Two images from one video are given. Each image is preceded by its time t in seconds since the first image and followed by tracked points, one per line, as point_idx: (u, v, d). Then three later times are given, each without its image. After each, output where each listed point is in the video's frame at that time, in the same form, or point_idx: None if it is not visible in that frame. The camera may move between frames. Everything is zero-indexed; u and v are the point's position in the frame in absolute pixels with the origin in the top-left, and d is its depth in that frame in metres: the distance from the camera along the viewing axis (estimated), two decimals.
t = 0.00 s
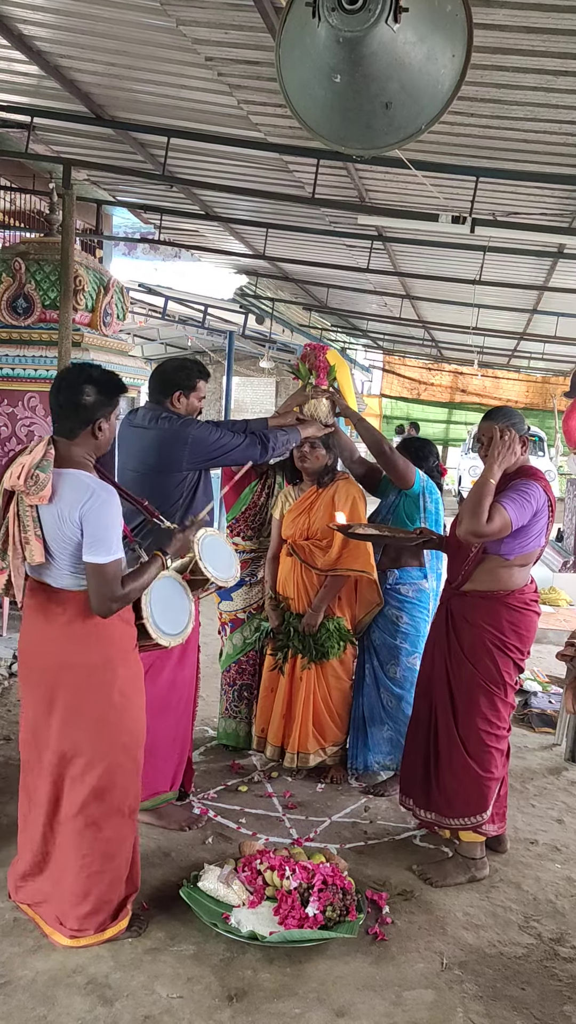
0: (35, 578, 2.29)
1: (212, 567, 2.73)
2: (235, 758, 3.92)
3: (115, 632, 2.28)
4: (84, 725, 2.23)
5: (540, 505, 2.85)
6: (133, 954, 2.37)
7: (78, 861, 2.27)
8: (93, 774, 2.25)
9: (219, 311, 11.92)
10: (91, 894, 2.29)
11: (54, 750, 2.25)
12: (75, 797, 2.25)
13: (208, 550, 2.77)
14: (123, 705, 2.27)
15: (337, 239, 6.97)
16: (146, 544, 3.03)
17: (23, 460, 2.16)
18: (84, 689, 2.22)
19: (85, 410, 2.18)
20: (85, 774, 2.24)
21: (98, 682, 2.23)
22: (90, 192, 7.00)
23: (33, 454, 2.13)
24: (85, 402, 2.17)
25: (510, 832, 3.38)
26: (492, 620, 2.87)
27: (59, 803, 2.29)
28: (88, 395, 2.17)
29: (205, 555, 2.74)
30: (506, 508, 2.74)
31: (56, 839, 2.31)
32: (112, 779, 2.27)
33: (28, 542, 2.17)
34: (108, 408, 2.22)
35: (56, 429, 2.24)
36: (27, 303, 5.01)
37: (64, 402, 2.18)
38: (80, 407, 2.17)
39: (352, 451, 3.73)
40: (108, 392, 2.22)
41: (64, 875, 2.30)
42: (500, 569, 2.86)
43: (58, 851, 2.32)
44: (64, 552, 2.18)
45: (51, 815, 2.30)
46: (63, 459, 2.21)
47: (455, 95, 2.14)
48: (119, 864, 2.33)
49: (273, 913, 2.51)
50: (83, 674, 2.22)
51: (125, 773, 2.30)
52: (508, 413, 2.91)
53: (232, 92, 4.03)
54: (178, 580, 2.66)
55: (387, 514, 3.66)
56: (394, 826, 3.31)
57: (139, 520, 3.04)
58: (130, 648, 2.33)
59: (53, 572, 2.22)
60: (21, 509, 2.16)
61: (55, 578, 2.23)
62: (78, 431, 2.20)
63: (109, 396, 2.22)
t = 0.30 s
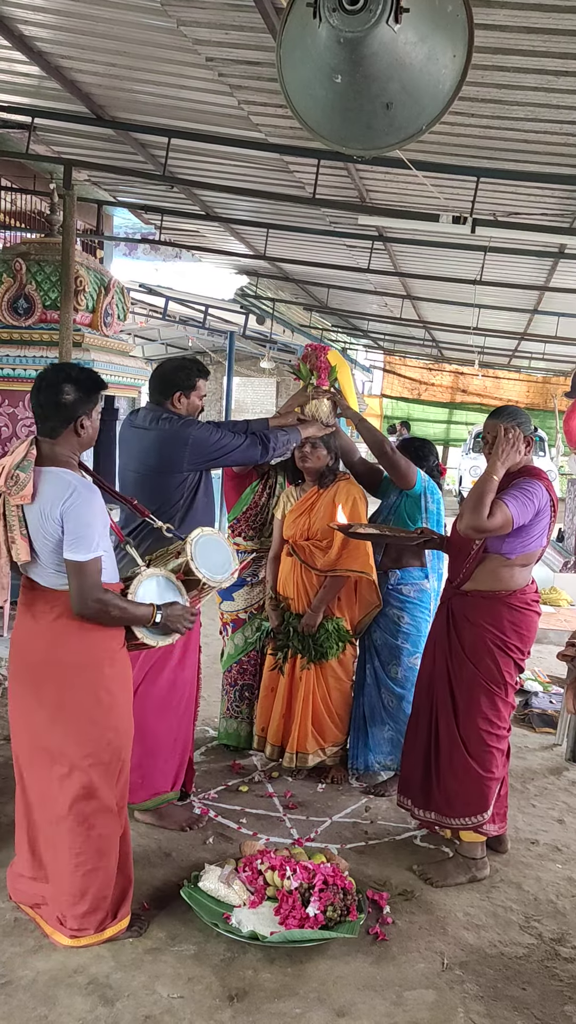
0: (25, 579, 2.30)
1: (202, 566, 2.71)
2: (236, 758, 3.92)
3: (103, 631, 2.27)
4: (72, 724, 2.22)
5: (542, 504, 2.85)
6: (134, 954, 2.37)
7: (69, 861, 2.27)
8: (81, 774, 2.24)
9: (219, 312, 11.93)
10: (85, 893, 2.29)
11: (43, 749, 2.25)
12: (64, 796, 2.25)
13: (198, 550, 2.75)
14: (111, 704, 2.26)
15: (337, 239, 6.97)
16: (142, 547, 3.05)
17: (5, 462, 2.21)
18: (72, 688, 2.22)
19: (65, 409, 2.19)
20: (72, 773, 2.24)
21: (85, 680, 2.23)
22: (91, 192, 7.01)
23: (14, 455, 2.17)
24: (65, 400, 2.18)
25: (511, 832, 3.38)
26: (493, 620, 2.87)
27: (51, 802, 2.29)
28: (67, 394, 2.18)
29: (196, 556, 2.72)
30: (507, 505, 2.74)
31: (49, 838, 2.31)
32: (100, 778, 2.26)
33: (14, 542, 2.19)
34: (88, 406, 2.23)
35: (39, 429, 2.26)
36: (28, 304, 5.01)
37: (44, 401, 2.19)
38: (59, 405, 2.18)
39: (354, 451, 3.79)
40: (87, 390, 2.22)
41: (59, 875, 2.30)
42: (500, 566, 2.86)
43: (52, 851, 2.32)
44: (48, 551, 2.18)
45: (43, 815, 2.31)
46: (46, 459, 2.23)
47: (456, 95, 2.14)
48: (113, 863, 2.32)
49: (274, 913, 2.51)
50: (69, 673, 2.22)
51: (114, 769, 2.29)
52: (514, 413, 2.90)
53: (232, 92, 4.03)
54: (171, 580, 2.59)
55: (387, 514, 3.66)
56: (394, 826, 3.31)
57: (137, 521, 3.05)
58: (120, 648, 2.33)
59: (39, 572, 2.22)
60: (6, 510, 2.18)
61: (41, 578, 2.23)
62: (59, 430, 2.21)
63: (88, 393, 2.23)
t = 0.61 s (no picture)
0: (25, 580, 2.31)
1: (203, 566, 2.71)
2: (237, 758, 3.92)
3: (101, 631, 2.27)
4: (70, 724, 2.23)
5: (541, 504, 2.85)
6: (135, 954, 2.37)
7: (68, 861, 2.27)
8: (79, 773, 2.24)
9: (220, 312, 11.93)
10: (84, 894, 2.29)
11: (42, 748, 2.26)
12: (63, 796, 2.25)
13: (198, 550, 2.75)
14: (110, 704, 2.26)
15: (338, 239, 6.98)
16: (142, 548, 3.04)
17: (1, 464, 2.21)
18: (70, 688, 2.22)
19: (59, 408, 2.19)
20: (70, 773, 2.23)
21: (84, 680, 2.23)
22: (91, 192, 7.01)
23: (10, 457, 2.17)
24: (58, 399, 2.18)
25: (512, 832, 3.38)
26: (491, 620, 2.87)
27: (50, 802, 2.29)
28: (60, 393, 2.17)
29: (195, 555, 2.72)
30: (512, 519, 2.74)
31: (47, 839, 2.31)
32: (98, 777, 2.25)
33: (10, 543, 2.18)
34: (82, 406, 2.23)
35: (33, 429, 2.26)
36: (29, 304, 5.02)
37: (38, 401, 2.19)
38: (53, 405, 2.18)
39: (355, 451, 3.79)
40: (81, 389, 2.22)
41: (57, 875, 2.30)
42: (501, 572, 2.85)
43: (50, 851, 2.32)
44: (47, 551, 2.18)
45: (42, 815, 2.31)
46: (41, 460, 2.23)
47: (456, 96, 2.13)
48: (112, 862, 2.32)
49: (274, 913, 2.51)
50: (67, 673, 2.22)
51: (112, 770, 2.29)
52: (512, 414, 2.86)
53: (232, 92, 4.03)
54: (173, 581, 2.62)
55: (388, 514, 3.66)
56: (395, 827, 3.31)
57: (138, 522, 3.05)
58: (119, 649, 2.33)
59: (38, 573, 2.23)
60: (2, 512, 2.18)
61: (41, 579, 2.23)
62: (54, 430, 2.21)
63: (82, 393, 2.23)
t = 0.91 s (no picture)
0: (29, 580, 2.31)
1: (209, 565, 2.72)
2: (237, 758, 3.92)
3: (106, 632, 2.27)
4: (73, 725, 2.23)
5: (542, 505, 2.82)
6: (135, 954, 2.37)
7: (69, 862, 2.27)
8: (82, 774, 2.23)
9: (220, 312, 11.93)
10: (85, 895, 2.29)
11: (45, 749, 2.26)
12: (65, 796, 2.25)
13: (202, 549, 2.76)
14: (113, 704, 2.26)
15: (338, 239, 6.98)
16: (144, 547, 3.03)
17: (6, 466, 2.20)
18: (73, 689, 2.22)
19: (65, 408, 2.19)
20: (73, 773, 2.23)
21: (87, 681, 2.23)
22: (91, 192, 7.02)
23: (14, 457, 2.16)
24: (64, 398, 2.18)
25: (512, 832, 3.38)
26: (491, 620, 2.86)
27: (52, 803, 2.29)
28: (67, 392, 2.18)
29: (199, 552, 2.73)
30: (521, 535, 2.71)
31: (49, 839, 2.31)
32: (101, 779, 2.26)
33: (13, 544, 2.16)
34: (87, 407, 2.24)
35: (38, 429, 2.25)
36: (29, 304, 5.02)
37: (44, 399, 2.19)
38: (59, 404, 2.18)
39: (355, 451, 3.80)
40: (87, 389, 2.23)
41: (58, 876, 2.30)
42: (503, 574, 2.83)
43: (51, 852, 2.32)
44: (52, 551, 2.18)
45: (45, 815, 2.31)
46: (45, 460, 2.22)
47: (456, 95, 2.13)
48: (114, 863, 2.32)
49: (274, 913, 2.51)
50: (71, 674, 2.22)
51: (114, 773, 2.28)
52: (504, 412, 2.90)
53: (232, 93, 4.03)
54: (176, 580, 2.62)
55: (388, 515, 3.66)
56: (395, 827, 3.31)
57: (139, 522, 3.06)
58: (124, 649, 2.33)
59: (43, 572, 2.23)
60: (6, 513, 2.16)
61: (45, 579, 2.23)
62: (58, 429, 2.21)
63: (88, 393, 2.23)
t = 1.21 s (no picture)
0: (32, 579, 2.31)
1: (212, 565, 2.72)
2: (236, 758, 3.92)
3: (110, 632, 2.27)
4: (77, 725, 2.22)
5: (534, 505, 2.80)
6: (134, 954, 2.37)
7: (71, 862, 2.27)
8: (85, 774, 2.23)
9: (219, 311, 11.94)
10: (87, 895, 2.29)
11: (48, 750, 2.25)
12: (69, 796, 2.24)
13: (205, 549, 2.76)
14: (117, 705, 2.26)
15: (338, 239, 6.98)
16: (145, 547, 3.03)
17: (11, 464, 2.23)
18: (77, 689, 2.22)
19: (73, 405, 2.19)
20: (76, 774, 2.23)
21: (91, 681, 2.23)
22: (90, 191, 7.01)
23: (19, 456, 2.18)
24: (73, 397, 2.18)
25: (512, 832, 3.38)
26: (488, 620, 2.86)
27: (54, 803, 2.29)
28: (76, 392, 2.18)
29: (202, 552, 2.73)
30: (511, 534, 2.69)
31: (51, 839, 2.31)
32: (105, 779, 2.25)
33: (16, 543, 2.17)
34: (96, 409, 2.23)
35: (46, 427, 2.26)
36: (28, 304, 5.02)
37: (54, 398, 2.19)
38: (67, 404, 2.18)
39: (354, 451, 3.81)
40: (99, 394, 2.22)
41: (60, 876, 2.30)
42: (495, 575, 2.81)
43: (53, 851, 2.32)
44: (55, 551, 2.17)
45: (48, 815, 2.31)
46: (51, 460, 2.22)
47: (455, 95, 2.14)
48: (116, 864, 2.32)
49: (274, 913, 2.51)
50: (75, 674, 2.22)
51: (118, 774, 2.28)
52: (500, 410, 2.90)
53: (232, 92, 4.03)
54: (179, 581, 2.63)
55: (388, 514, 3.65)
56: (394, 826, 3.30)
57: (139, 522, 3.05)
58: (127, 650, 2.33)
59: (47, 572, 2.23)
60: (10, 512, 2.17)
61: (48, 578, 2.23)
62: (62, 425, 2.21)
63: (98, 396, 2.22)
